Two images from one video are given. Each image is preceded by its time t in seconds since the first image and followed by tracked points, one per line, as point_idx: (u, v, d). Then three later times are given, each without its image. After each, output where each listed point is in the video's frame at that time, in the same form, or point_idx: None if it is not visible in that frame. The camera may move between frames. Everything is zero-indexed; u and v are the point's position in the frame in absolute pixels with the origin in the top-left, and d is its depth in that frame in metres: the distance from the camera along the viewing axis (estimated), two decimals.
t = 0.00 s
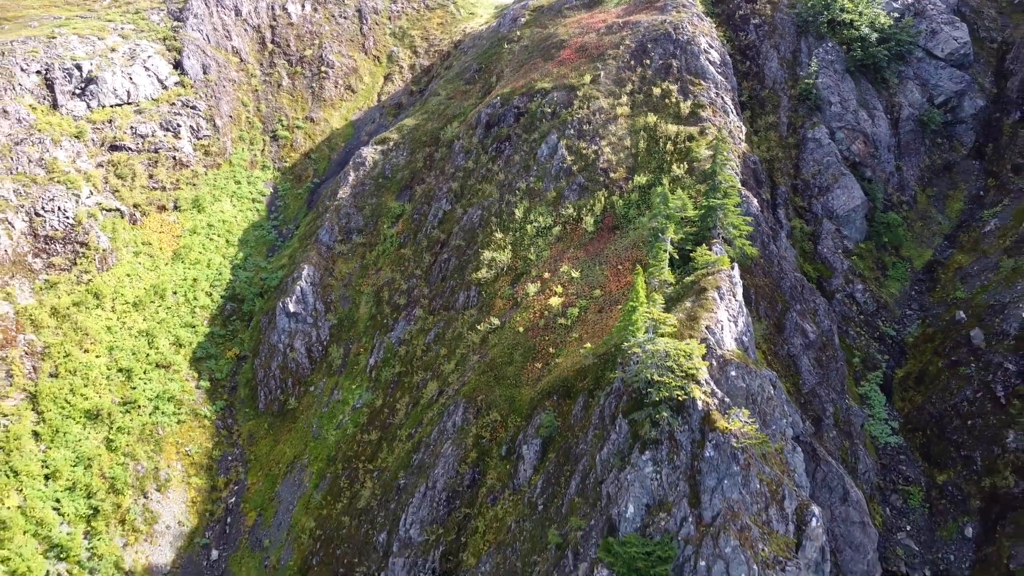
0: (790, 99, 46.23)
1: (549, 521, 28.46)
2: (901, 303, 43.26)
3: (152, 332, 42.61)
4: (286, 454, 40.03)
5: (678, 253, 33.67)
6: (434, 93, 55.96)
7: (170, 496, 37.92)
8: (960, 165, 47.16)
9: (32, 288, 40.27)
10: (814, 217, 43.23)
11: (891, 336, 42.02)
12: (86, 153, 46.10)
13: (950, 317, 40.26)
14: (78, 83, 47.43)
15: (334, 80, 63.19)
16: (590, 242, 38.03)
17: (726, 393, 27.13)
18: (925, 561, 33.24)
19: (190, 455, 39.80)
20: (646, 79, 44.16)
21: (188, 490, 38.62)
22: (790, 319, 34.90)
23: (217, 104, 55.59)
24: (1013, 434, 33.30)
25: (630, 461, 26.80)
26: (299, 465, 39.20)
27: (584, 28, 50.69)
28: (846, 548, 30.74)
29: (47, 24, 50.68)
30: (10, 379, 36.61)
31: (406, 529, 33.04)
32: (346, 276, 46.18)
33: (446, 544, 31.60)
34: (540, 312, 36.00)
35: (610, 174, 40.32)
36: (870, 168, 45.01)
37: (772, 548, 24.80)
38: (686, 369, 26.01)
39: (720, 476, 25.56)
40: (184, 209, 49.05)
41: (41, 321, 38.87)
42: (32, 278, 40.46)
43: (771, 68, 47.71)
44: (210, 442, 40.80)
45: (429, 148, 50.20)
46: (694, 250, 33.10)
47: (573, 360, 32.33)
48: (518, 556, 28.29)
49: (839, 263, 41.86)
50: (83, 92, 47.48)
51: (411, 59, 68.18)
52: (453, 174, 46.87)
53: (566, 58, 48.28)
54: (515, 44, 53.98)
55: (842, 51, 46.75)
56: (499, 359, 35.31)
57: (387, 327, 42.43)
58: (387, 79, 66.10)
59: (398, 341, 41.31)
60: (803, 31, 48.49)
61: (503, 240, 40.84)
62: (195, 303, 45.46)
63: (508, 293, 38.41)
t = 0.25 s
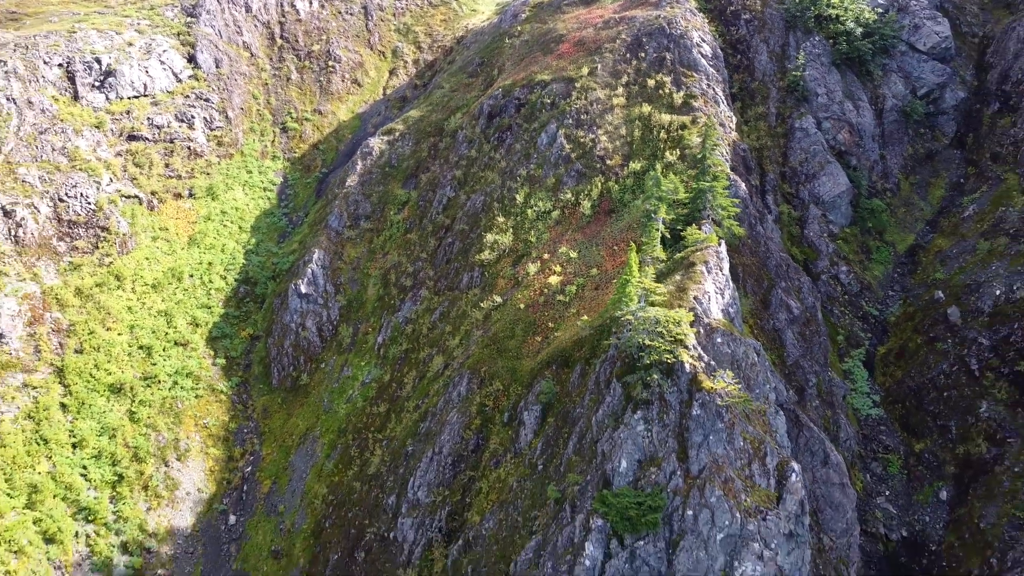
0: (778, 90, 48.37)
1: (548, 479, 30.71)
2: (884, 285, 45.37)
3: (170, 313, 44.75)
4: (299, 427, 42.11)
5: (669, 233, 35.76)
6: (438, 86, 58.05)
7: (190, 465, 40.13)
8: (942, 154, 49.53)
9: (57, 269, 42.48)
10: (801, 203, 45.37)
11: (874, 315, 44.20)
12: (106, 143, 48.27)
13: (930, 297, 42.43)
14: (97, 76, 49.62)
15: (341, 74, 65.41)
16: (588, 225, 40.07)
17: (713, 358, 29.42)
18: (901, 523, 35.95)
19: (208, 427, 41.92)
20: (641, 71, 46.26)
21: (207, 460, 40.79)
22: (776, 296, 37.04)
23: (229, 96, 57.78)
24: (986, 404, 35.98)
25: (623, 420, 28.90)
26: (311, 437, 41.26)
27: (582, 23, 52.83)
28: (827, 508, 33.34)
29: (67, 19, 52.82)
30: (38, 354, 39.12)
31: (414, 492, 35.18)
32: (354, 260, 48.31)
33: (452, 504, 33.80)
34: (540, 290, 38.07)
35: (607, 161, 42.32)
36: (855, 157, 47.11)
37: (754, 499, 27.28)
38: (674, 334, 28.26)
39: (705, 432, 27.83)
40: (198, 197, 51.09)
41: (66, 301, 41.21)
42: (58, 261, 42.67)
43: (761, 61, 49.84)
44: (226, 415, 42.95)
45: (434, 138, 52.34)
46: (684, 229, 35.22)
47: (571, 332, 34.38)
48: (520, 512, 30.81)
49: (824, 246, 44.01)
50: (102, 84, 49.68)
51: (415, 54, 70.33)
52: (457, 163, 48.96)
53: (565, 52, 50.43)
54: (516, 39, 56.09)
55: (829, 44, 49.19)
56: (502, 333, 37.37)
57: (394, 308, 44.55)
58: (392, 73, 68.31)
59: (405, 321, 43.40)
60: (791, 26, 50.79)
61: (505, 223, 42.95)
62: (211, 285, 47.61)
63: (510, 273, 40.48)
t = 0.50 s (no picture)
0: (769, 84, 50.21)
1: (548, 447, 32.55)
2: (870, 271, 47.22)
3: (185, 297, 46.66)
4: (309, 404, 44.08)
5: (663, 216, 37.57)
6: (441, 80, 59.95)
7: (205, 441, 42.30)
8: (927, 146, 51.54)
9: (77, 254, 44.26)
10: (790, 192, 47.25)
11: (860, 299, 46.07)
12: (122, 134, 50.23)
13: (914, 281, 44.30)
14: (113, 70, 51.68)
15: (346, 69, 67.40)
16: (586, 211, 41.92)
17: (703, 331, 31.29)
18: (883, 493, 38.10)
19: (222, 405, 44.04)
20: (637, 65, 48.12)
21: (222, 436, 42.98)
22: (764, 277, 38.91)
23: (239, 91, 59.82)
24: (964, 380, 38.25)
25: (618, 390, 30.74)
26: (321, 414, 43.24)
27: (581, 20, 54.73)
28: (811, 477, 35.36)
29: (83, 16, 54.70)
30: (60, 334, 40.81)
31: (420, 463, 37.10)
32: (361, 247, 50.18)
33: (457, 474, 35.69)
34: (540, 273, 39.90)
35: (604, 150, 44.10)
36: (843, 147, 48.97)
37: (741, 461, 29.20)
38: (667, 308, 30.24)
39: (695, 399, 29.64)
40: (210, 187, 53.04)
41: (87, 284, 43.07)
42: (77, 246, 44.47)
43: (752, 56, 51.76)
44: (239, 394, 45.06)
45: (437, 131, 54.25)
46: (677, 213, 37.05)
47: (569, 311, 36.17)
48: (522, 478, 32.80)
49: (813, 233, 45.85)
50: (118, 78, 51.75)
51: (419, 50, 72.33)
52: (460, 153, 50.84)
53: (564, 46, 52.30)
54: (517, 34, 57.98)
55: (818, 39, 51.21)
56: (504, 314, 39.22)
57: (399, 292, 46.39)
58: (397, 69, 70.35)
59: (410, 304, 45.23)
60: (782, 21, 52.70)
61: (506, 211, 44.81)
62: (223, 271, 49.58)
63: (511, 258, 42.29)
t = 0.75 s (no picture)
0: (759, 77, 52.48)
1: (547, 414, 34.68)
2: (856, 255, 49.34)
3: (200, 280, 48.79)
4: (320, 381, 46.27)
5: (656, 199, 39.62)
6: (445, 75, 62.16)
7: (221, 415, 44.46)
8: (911, 136, 53.70)
9: (98, 239, 46.41)
10: (779, 180, 49.41)
11: (846, 282, 48.21)
12: (138, 125, 52.26)
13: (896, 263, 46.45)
14: (129, 63, 53.72)
15: (352, 64, 69.79)
16: (583, 197, 43.89)
17: (691, 304, 33.52)
18: (865, 462, 40.33)
19: (236, 382, 46.22)
20: (632, 58, 50.28)
21: (237, 410, 45.17)
22: (752, 258, 41.08)
23: (249, 84, 61.94)
24: (942, 356, 40.53)
25: (612, 358, 32.87)
26: (331, 391, 45.39)
27: (579, 15, 56.97)
28: (795, 445, 37.57)
29: (99, 12, 56.88)
30: (83, 314, 43.02)
31: (426, 432, 39.25)
32: (368, 233, 52.39)
33: (461, 442, 37.84)
34: (540, 254, 41.99)
35: (601, 139, 46.14)
36: (831, 138, 51.23)
37: (727, 424, 31.32)
38: (656, 281, 32.71)
39: (684, 366, 31.76)
40: (223, 176, 55.17)
41: (107, 267, 45.22)
42: (98, 231, 46.62)
43: (743, 50, 54.05)
44: (253, 372, 47.23)
45: (441, 122, 56.49)
46: (669, 196, 39.17)
47: (568, 289, 38.25)
48: (523, 444, 34.95)
49: (800, 219, 48.02)
50: (134, 71, 53.79)
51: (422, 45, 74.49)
52: (463, 143, 52.96)
53: (562, 40, 54.54)
54: (517, 29, 60.17)
55: (806, 34, 53.59)
56: (506, 293, 41.30)
57: (405, 275, 48.51)
58: (401, 63, 72.59)
59: (416, 287, 47.32)
60: (772, 17, 55.32)
61: (507, 197, 46.94)
62: (236, 256, 51.68)
63: (512, 242, 44.34)
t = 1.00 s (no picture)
0: (752, 71, 54.52)
1: (546, 389, 36.53)
2: (844, 242, 51.18)
3: (213, 266, 50.70)
4: (329, 363, 48.43)
5: (650, 185, 41.42)
6: (447, 70, 64.14)
7: (234, 394, 46.55)
8: (898, 128, 55.65)
9: (114, 226, 48.20)
10: (770, 170, 51.30)
11: (834, 268, 50.10)
12: (151, 118, 54.30)
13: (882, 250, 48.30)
14: (143, 58, 55.77)
15: (357, 60, 71.96)
16: (582, 185, 45.71)
17: (683, 283, 35.42)
18: (850, 437, 42.36)
19: (248, 363, 48.35)
20: (629, 52, 52.14)
21: (249, 390, 47.32)
22: (743, 243, 42.99)
23: (257, 79, 64.07)
24: (924, 336, 42.53)
25: (608, 334, 34.75)
26: (339, 371, 47.55)
27: (577, 12, 58.96)
28: (783, 419, 39.46)
29: (113, 9, 58.85)
30: (102, 297, 44.77)
31: (431, 408, 41.14)
32: (374, 222, 54.37)
33: (464, 417, 39.71)
34: (539, 240, 43.81)
35: (598, 130, 47.87)
36: (820, 130, 53.29)
37: (716, 395, 33.14)
38: (650, 261, 34.55)
39: (676, 340, 33.58)
40: (233, 167, 57.12)
41: (124, 252, 46.97)
42: (114, 219, 48.41)
43: (736, 45, 56.16)
44: (264, 354, 49.37)
45: (444, 115, 58.50)
46: (663, 183, 40.95)
47: (566, 272, 40.04)
48: (523, 417, 36.84)
49: (790, 207, 49.96)
50: (147, 66, 55.82)
51: (425, 41, 76.52)
52: (466, 135, 54.90)
53: (561, 35, 56.50)
54: (518, 25, 62.14)
55: (796, 29, 55.75)
56: (507, 277, 43.13)
57: (410, 262, 50.43)
58: (404, 59, 74.80)
59: (420, 272, 49.14)
60: (762, 14, 56.98)
61: (508, 185, 48.77)
62: (247, 244, 53.70)
63: (513, 229, 46.14)
